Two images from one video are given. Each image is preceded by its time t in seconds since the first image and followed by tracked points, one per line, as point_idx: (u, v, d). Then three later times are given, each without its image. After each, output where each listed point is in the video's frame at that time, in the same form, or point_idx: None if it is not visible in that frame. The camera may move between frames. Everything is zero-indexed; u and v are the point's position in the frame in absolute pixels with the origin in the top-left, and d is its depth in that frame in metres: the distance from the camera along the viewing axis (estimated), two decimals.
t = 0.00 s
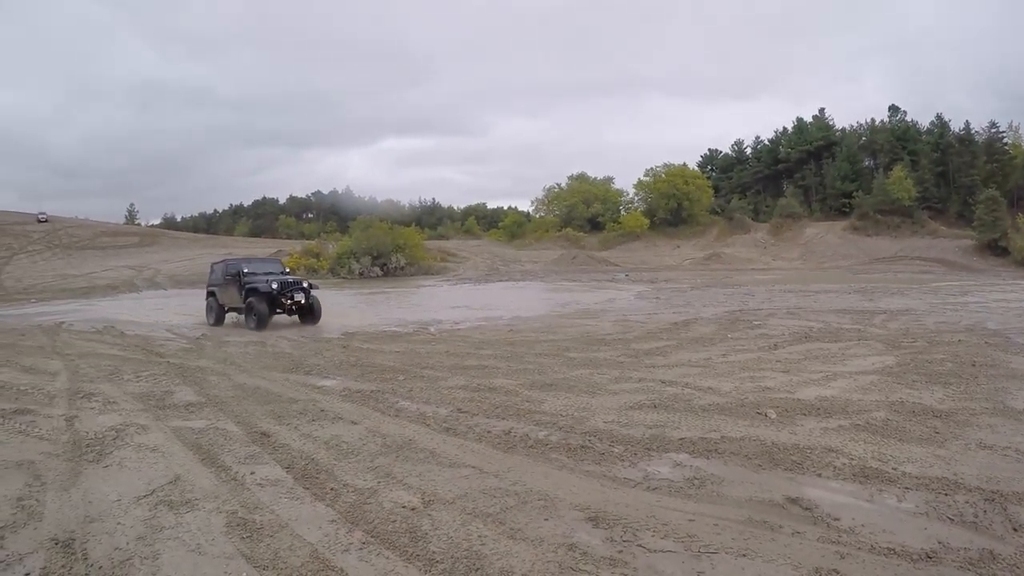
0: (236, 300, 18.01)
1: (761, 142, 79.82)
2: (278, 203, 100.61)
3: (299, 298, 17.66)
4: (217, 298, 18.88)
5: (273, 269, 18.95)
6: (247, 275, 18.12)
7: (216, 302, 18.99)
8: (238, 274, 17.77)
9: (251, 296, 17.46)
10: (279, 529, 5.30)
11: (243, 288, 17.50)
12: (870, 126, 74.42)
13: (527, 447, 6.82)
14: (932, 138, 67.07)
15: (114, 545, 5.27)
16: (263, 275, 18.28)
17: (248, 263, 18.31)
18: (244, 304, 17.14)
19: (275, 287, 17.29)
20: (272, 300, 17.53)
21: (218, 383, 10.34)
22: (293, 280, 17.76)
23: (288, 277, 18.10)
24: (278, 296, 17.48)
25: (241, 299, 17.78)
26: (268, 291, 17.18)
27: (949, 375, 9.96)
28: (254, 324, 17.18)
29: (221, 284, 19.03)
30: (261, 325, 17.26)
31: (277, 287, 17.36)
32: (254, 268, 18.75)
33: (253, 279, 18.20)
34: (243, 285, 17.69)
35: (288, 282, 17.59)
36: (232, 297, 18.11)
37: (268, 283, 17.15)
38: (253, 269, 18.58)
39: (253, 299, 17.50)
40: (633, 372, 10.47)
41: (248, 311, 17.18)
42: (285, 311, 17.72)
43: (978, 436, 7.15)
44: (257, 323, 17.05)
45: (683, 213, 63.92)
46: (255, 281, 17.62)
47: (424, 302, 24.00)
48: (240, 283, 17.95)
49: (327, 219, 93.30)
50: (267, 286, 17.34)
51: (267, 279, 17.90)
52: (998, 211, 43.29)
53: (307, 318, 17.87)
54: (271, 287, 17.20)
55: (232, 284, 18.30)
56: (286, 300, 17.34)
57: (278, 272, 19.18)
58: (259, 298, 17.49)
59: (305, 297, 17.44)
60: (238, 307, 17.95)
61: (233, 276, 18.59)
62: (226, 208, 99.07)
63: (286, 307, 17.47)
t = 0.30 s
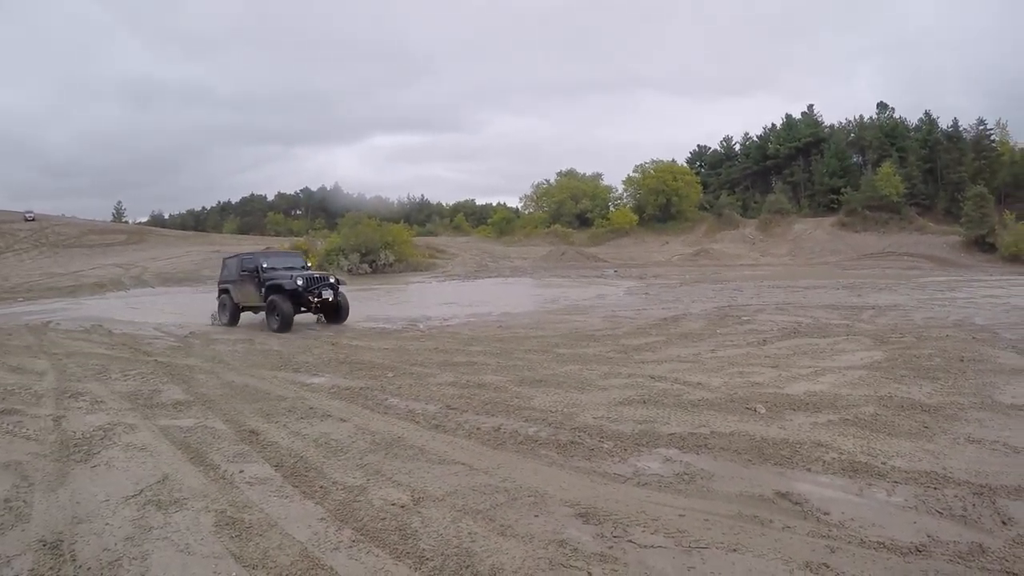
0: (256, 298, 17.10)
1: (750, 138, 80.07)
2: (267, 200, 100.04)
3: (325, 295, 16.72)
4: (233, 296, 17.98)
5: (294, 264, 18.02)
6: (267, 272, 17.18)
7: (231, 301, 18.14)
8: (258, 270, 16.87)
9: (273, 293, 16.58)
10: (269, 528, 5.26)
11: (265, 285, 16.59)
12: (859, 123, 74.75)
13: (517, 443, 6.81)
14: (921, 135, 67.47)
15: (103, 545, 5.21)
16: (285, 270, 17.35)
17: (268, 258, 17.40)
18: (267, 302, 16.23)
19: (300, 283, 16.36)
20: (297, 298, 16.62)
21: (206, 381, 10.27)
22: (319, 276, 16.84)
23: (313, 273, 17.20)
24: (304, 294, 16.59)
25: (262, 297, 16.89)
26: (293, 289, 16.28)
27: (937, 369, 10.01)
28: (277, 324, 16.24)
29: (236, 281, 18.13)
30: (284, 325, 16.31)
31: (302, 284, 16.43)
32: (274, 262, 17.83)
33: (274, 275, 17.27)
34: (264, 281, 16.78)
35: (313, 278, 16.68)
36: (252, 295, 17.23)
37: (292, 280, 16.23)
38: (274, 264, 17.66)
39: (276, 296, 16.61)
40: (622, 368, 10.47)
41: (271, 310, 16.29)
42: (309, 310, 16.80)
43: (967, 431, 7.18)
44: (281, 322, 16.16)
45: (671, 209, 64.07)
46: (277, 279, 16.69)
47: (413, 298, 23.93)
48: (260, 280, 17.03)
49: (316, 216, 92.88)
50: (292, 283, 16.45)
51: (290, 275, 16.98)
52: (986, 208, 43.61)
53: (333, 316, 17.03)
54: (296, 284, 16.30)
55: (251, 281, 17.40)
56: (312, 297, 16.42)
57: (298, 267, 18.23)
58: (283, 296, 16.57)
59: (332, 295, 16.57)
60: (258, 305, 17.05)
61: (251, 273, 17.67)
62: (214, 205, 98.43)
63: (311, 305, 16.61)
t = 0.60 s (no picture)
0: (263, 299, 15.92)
1: (723, 139, 80.79)
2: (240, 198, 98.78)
3: (343, 297, 15.49)
4: (237, 296, 16.77)
5: (303, 261, 16.78)
6: (277, 270, 16.01)
7: (233, 301, 16.97)
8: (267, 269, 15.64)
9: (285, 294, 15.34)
10: (240, 531, 5.19)
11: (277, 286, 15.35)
12: (831, 125, 75.89)
13: (488, 442, 6.80)
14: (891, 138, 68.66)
15: (71, 551, 5.10)
16: (296, 269, 16.21)
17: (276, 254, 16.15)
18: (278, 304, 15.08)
19: (316, 285, 15.13)
20: (312, 299, 15.39)
21: (176, 382, 10.12)
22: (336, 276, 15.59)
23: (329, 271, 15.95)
24: (319, 295, 15.49)
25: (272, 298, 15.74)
26: (308, 289, 15.14)
27: (905, 367, 10.19)
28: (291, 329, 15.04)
29: (239, 280, 16.95)
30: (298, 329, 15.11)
31: (318, 285, 15.20)
32: (282, 259, 16.57)
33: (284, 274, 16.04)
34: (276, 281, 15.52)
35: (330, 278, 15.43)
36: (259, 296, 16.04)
37: (307, 280, 15.10)
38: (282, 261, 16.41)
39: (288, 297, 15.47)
40: (594, 367, 10.51)
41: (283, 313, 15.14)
42: (325, 312, 15.59)
43: (934, 428, 7.31)
44: (294, 326, 15.01)
45: (645, 209, 64.47)
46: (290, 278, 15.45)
47: (386, 297, 23.80)
48: (269, 279, 15.87)
49: (290, 215, 91.91)
50: (307, 284, 15.19)
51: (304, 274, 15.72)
52: (955, 210, 44.48)
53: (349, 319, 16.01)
54: (311, 284, 15.17)
55: (258, 280, 16.19)
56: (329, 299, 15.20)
57: (308, 263, 16.99)
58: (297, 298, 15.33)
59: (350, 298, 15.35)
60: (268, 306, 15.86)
61: (257, 271, 16.50)
62: (185, 204, 96.95)
63: (327, 307, 15.49)
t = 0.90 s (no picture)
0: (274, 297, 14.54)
1: (692, 139, 81.31)
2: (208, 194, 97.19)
3: (365, 296, 14.12)
4: (242, 293, 15.33)
5: (315, 255, 15.38)
6: (289, 266, 14.57)
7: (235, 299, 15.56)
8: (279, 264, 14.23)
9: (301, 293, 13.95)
10: (206, 531, 5.12)
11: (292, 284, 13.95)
12: (800, 126, 76.90)
13: (456, 440, 6.78)
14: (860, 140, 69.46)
15: (36, 554, 4.99)
16: (309, 264, 14.81)
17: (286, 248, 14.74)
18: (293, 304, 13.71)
19: (336, 282, 13.74)
20: (331, 298, 14.01)
21: (143, 381, 9.97)
22: (357, 273, 14.20)
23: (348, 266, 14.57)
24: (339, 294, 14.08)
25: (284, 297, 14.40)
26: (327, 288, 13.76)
27: (870, 364, 10.37)
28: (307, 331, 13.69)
29: (242, 276, 15.50)
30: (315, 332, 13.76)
31: (338, 283, 13.81)
32: (293, 252, 15.13)
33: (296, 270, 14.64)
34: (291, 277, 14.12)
35: (351, 275, 14.05)
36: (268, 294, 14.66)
37: (327, 278, 13.71)
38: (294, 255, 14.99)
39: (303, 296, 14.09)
40: (562, 364, 10.54)
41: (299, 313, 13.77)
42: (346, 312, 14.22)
43: (898, 423, 7.45)
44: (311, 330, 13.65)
45: (614, 208, 64.77)
46: (306, 274, 14.04)
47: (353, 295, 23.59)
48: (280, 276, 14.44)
49: (260, 211, 90.75)
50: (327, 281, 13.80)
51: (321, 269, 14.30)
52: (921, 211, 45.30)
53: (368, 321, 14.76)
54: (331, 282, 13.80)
55: (267, 276, 14.76)
56: (350, 299, 13.84)
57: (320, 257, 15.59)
58: (315, 296, 13.95)
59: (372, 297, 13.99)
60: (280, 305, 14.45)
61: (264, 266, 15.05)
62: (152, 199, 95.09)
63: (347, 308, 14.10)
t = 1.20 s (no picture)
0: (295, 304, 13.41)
1: (666, 144, 81.83)
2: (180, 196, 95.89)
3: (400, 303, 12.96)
4: (258, 298, 14.17)
5: (339, 257, 14.19)
6: (314, 268, 13.34)
7: (250, 303, 14.37)
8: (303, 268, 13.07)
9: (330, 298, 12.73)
10: (175, 539, 5.03)
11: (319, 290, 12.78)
12: (772, 131, 77.80)
13: (427, 445, 6.74)
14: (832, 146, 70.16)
15: (2, 563, 4.86)
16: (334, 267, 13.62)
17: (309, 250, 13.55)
18: (321, 309, 12.54)
19: (370, 287, 12.53)
20: (363, 304, 12.81)
21: (112, 386, 9.80)
22: (391, 277, 13.01)
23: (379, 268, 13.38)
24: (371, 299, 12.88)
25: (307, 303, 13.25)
26: (360, 293, 12.58)
27: (841, 366, 10.50)
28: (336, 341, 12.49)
29: (257, 277, 14.31)
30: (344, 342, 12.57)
31: (372, 288, 12.60)
32: (315, 255, 13.93)
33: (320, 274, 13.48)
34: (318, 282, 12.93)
35: (385, 280, 12.84)
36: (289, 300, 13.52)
37: (360, 283, 12.51)
38: (317, 257, 13.80)
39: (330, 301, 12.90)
40: (535, 368, 10.54)
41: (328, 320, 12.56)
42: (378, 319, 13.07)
43: (869, 424, 7.53)
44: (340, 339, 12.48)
45: (588, 212, 64.99)
46: (335, 278, 12.82)
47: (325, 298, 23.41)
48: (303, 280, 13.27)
49: (233, 214, 89.79)
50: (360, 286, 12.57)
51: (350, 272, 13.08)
52: (891, 215, 45.98)
53: (397, 329, 13.68)
54: (364, 287, 12.63)
55: (287, 280, 13.60)
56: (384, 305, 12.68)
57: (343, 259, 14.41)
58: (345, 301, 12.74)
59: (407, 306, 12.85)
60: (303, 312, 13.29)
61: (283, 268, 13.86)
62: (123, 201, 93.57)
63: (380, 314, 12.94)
